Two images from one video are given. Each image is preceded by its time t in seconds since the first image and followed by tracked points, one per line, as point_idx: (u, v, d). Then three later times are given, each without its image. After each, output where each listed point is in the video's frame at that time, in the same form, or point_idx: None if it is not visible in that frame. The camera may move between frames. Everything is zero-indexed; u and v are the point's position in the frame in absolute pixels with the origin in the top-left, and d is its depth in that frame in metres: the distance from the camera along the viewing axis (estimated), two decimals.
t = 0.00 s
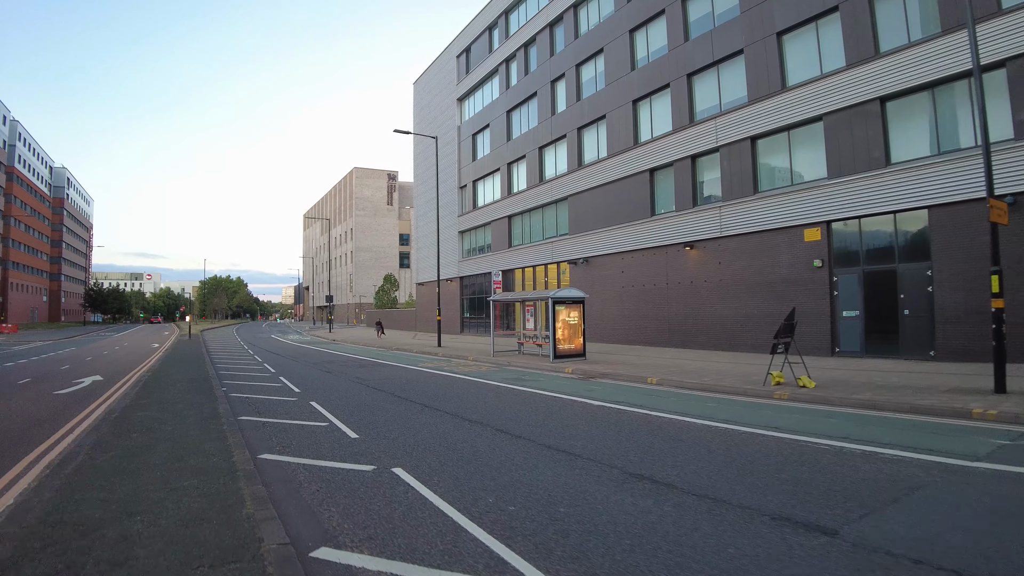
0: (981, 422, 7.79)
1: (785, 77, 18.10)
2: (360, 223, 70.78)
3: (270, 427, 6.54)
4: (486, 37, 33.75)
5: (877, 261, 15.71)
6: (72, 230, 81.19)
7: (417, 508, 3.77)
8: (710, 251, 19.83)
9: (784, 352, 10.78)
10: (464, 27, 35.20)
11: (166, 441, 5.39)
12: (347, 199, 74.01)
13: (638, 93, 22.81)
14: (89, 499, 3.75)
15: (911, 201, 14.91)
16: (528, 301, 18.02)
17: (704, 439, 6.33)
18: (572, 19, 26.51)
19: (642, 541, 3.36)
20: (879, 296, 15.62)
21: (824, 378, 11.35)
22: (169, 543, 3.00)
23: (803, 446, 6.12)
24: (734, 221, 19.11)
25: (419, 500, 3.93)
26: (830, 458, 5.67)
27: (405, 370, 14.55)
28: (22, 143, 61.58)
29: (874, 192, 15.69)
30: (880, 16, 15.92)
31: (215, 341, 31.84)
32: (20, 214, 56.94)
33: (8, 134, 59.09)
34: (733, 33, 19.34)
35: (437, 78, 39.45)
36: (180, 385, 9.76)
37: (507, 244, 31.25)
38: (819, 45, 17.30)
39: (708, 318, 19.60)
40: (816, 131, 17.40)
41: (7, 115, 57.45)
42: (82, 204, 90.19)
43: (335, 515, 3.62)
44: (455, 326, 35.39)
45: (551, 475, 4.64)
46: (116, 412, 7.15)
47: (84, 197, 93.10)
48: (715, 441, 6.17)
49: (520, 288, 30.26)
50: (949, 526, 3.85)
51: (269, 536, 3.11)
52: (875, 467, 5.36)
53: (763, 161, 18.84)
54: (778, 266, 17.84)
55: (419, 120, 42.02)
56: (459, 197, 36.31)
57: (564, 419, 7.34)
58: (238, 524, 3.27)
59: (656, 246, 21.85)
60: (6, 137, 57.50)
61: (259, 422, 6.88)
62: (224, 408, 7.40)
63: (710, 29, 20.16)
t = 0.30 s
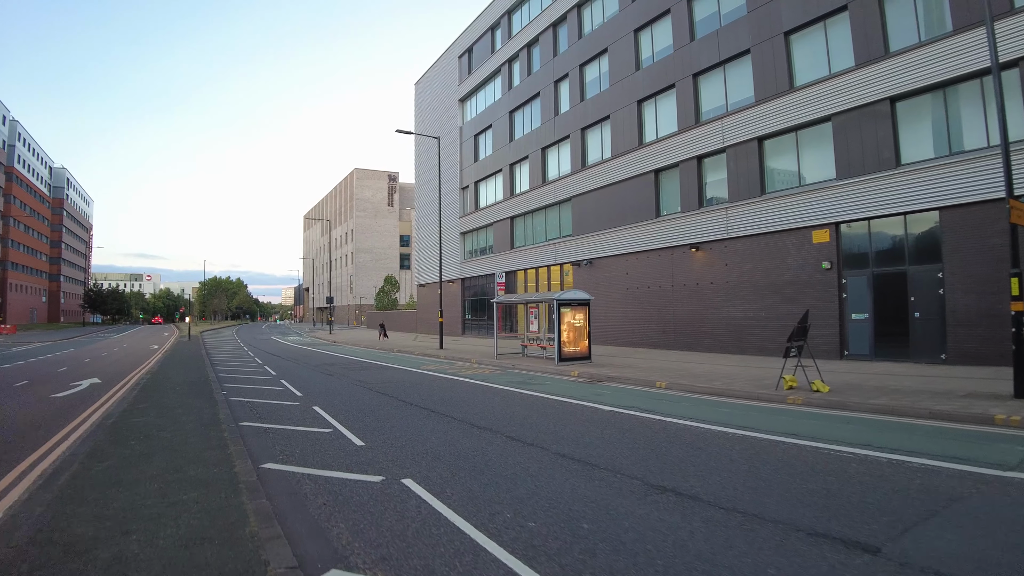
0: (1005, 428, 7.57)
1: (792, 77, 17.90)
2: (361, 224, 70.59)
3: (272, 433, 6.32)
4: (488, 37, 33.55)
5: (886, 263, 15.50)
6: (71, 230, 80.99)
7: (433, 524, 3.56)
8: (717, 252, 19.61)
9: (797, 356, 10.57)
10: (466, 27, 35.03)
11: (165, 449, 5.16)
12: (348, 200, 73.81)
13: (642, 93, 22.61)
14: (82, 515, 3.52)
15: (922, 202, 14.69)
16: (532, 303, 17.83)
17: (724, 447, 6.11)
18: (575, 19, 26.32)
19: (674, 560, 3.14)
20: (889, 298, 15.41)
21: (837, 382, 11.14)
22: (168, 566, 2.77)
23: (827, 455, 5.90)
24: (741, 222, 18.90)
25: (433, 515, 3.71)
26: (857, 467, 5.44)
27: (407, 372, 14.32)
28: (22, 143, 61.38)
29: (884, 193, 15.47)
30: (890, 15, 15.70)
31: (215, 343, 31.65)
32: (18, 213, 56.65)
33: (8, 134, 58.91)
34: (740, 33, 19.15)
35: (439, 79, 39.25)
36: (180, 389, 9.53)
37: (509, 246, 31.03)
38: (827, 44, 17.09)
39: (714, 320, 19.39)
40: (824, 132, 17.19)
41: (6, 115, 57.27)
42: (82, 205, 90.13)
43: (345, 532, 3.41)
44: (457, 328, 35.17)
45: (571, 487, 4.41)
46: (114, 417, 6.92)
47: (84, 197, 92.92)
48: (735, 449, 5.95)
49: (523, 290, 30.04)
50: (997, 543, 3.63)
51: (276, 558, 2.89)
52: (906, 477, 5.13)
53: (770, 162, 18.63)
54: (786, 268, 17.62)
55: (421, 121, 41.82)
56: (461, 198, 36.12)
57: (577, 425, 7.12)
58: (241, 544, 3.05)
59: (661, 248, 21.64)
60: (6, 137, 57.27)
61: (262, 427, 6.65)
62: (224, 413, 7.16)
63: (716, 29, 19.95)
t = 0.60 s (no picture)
0: None
1: (799, 74, 17.67)
2: (360, 225, 70.30)
3: (272, 438, 6.07)
4: (489, 36, 33.28)
5: (895, 262, 15.26)
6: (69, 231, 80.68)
7: (448, 539, 3.31)
8: (722, 252, 19.37)
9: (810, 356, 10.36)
10: (467, 26, 34.79)
11: (159, 455, 4.89)
12: (348, 201, 73.53)
13: (646, 91, 22.37)
14: (68, 529, 3.27)
15: (933, 200, 14.45)
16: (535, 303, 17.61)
17: (744, 453, 5.86)
18: (577, 17, 26.08)
19: None
20: (898, 298, 15.16)
21: (849, 383, 10.91)
22: None
23: (852, 460, 5.66)
24: (747, 221, 18.66)
25: (446, 528, 3.45)
26: (887, 473, 5.20)
27: (409, 374, 14.04)
28: (20, 143, 61.09)
29: (893, 191, 15.24)
30: (899, 11, 15.48)
31: (214, 343, 31.40)
32: (16, 214, 56.34)
33: (6, 134, 58.62)
34: (745, 30, 18.92)
35: (439, 78, 38.99)
36: (176, 390, 9.26)
37: (510, 245, 30.78)
38: (835, 41, 16.86)
39: (720, 321, 19.16)
40: (831, 129, 16.96)
41: (4, 115, 56.97)
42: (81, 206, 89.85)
43: (351, 548, 3.15)
44: (458, 328, 34.92)
45: (590, 497, 4.16)
46: (106, 420, 6.65)
47: (82, 198, 92.57)
48: (757, 455, 5.71)
49: (524, 290, 29.78)
50: None
51: None
52: (940, 483, 4.89)
53: (776, 160, 18.40)
54: (792, 267, 17.39)
55: (421, 120, 41.58)
56: (461, 198, 35.88)
57: (588, 429, 6.86)
58: (239, 564, 2.79)
59: (665, 247, 21.40)
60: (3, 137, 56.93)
61: (261, 431, 6.38)
62: (222, 416, 6.92)
63: (721, 26, 19.72)
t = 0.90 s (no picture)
0: None
1: (807, 72, 17.44)
2: (361, 227, 70.08)
3: (273, 446, 5.81)
4: (491, 36, 33.06)
5: (907, 263, 15.00)
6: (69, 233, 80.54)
7: (468, 558, 3.07)
8: (729, 253, 19.13)
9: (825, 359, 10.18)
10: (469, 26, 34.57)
11: (154, 466, 4.64)
12: (348, 203, 73.36)
13: (651, 91, 22.14)
14: (54, 552, 3.01)
15: (946, 200, 14.18)
16: (540, 305, 17.35)
17: (767, 464, 5.59)
18: (581, 16, 25.85)
19: None
20: (910, 299, 14.89)
21: (864, 386, 10.66)
22: None
23: (883, 470, 5.40)
24: (754, 221, 18.42)
25: (463, 550, 3.20)
26: (922, 484, 4.94)
27: (413, 377, 13.78)
28: (19, 144, 60.94)
29: (904, 191, 15.00)
30: (910, 8, 15.23)
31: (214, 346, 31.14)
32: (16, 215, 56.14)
33: (5, 135, 58.45)
34: (752, 29, 18.70)
35: (440, 78, 38.77)
36: (175, 396, 9.00)
37: (513, 247, 30.54)
38: (844, 39, 16.62)
39: (727, 323, 18.91)
40: (840, 128, 16.72)
41: (3, 116, 56.78)
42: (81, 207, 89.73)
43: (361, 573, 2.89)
44: (460, 331, 34.66)
45: (614, 514, 3.89)
46: (101, 428, 6.38)
47: (83, 201, 92.45)
48: (782, 465, 5.45)
49: (527, 292, 29.53)
50: None
51: None
52: (980, 495, 4.63)
53: (784, 160, 18.15)
54: (801, 269, 17.13)
55: (422, 121, 41.37)
56: (463, 199, 35.65)
57: (602, 437, 6.60)
58: None
59: (671, 248, 21.16)
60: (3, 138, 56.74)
61: (261, 439, 6.12)
62: (222, 423, 6.65)
63: (727, 24, 19.50)
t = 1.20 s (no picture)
0: None
1: (817, 71, 17.22)
2: (364, 229, 69.96)
3: (280, 452, 5.60)
4: (495, 37, 32.93)
5: (920, 264, 14.74)
6: (71, 236, 80.60)
7: (494, 574, 2.85)
8: (738, 254, 18.92)
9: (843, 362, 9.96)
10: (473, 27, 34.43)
11: (157, 473, 4.43)
12: (351, 205, 73.31)
13: (657, 91, 21.95)
14: (47, 569, 2.79)
15: (961, 200, 13.92)
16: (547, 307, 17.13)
17: (795, 472, 5.35)
18: (586, 17, 25.69)
19: None
20: (923, 301, 14.64)
21: (882, 389, 10.43)
22: None
23: (917, 478, 5.15)
24: (764, 222, 18.19)
25: (487, 565, 2.97)
26: (961, 493, 4.70)
27: (419, 380, 13.56)
28: (22, 146, 60.99)
29: (917, 191, 14.75)
30: (922, 6, 15.01)
31: (216, 348, 30.98)
32: (19, 217, 56.16)
33: (9, 137, 58.50)
34: (760, 27, 18.50)
35: (444, 80, 38.64)
36: (178, 398, 8.79)
37: (517, 249, 30.34)
38: (854, 38, 16.41)
39: (736, 325, 18.68)
40: (851, 128, 16.50)
41: (6, 118, 56.71)
42: (83, 209, 89.85)
43: None
44: (464, 333, 34.47)
45: (644, 528, 3.66)
46: (101, 432, 6.15)
47: (85, 203, 92.52)
48: (811, 475, 5.21)
49: (531, 294, 29.32)
50: None
51: None
52: None
53: (793, 160, 17.93)
54: (812, 270, 16.89)
55: (425, 123, 41.27)
56: (467, 200, 35.49)
57: (619, 442, 6.38)
58: None
59: (678, 250, 20.94)
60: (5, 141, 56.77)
61: (267, 444, 5.90)
62: (225, 427, 6.44)
63: (735, 24, 19.31)
